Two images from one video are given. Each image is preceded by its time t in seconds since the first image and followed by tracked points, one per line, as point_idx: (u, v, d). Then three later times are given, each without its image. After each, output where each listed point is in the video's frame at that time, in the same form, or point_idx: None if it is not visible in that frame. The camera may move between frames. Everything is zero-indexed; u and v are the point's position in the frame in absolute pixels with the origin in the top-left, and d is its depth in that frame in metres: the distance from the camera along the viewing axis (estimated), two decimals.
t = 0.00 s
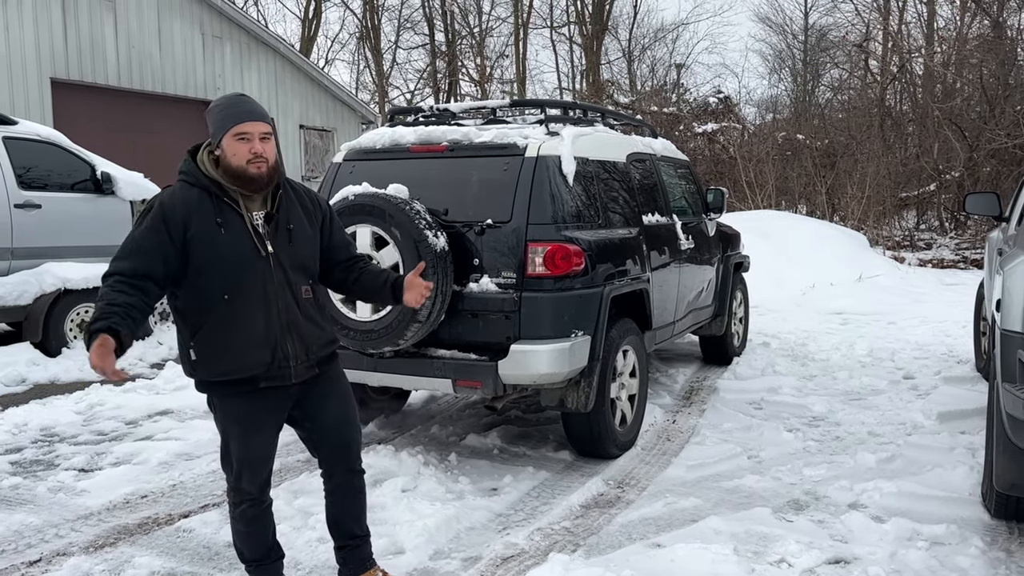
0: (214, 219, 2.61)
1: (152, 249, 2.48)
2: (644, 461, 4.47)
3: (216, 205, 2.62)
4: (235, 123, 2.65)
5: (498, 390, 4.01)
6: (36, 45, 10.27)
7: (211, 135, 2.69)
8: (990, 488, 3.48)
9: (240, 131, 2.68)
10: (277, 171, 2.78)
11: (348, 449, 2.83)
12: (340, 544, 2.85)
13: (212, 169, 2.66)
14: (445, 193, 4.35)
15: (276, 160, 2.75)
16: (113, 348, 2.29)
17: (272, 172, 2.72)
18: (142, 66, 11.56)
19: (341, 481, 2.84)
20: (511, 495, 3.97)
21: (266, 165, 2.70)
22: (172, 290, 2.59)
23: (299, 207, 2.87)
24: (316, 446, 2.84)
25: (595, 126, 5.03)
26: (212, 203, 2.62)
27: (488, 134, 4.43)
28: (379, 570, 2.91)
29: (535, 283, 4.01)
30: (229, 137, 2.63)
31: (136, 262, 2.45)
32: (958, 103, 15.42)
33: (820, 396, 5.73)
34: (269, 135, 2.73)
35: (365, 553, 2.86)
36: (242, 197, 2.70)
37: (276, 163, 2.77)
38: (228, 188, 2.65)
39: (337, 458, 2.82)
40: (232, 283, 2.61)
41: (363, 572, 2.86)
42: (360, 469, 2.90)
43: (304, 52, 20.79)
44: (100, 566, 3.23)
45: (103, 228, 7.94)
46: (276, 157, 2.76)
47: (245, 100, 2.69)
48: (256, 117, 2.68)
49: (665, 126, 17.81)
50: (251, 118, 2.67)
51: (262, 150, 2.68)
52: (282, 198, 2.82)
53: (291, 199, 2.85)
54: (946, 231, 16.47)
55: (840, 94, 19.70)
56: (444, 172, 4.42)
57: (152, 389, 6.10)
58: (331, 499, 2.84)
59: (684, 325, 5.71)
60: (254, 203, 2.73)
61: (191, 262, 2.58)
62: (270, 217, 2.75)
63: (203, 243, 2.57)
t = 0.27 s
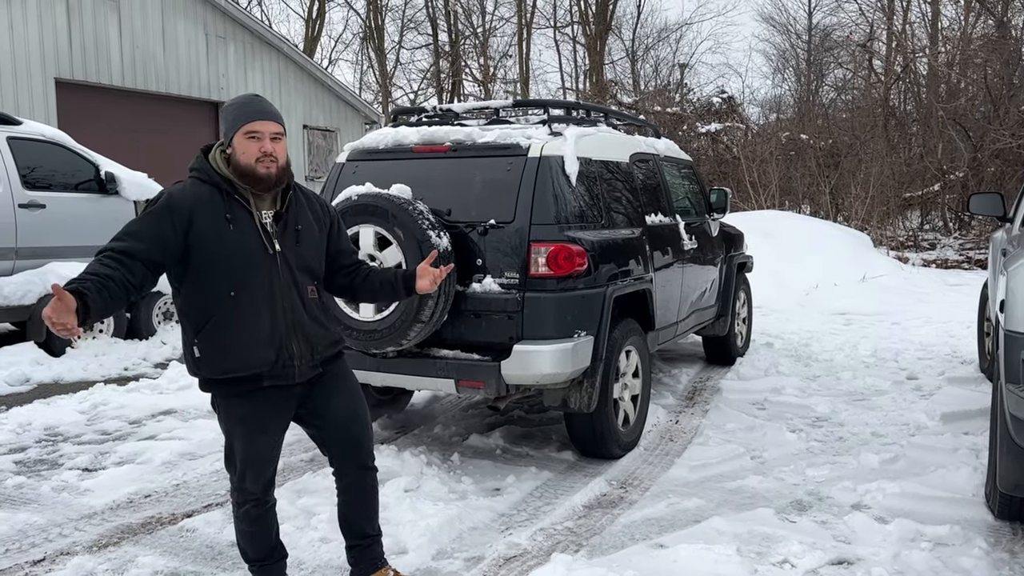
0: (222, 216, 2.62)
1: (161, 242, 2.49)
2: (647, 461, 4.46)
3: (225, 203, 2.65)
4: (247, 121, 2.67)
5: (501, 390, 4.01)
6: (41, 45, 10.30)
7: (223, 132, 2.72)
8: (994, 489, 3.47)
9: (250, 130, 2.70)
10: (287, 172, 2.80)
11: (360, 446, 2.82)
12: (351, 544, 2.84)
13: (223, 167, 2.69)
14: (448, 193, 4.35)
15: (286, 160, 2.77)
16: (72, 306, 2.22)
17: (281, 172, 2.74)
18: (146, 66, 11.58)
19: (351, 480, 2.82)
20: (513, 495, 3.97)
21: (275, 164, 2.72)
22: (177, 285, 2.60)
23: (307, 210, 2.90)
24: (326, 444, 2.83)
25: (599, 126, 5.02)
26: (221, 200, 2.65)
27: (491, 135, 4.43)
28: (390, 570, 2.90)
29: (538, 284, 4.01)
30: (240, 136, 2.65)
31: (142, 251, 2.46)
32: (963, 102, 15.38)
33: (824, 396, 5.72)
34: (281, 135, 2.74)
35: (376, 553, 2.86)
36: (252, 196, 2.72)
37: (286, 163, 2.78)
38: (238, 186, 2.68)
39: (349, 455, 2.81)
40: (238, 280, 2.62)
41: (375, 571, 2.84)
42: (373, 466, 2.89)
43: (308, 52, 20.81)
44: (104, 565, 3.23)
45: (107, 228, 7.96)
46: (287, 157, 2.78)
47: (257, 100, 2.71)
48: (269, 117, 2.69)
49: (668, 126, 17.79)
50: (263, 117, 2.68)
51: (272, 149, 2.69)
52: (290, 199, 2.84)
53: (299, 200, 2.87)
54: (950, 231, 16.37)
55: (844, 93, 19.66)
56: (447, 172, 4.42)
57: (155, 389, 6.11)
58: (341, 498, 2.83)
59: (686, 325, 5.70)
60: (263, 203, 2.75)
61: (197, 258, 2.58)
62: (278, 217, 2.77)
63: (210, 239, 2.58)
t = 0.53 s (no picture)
0: (233, 217, 2.59)
1: (171, 243, 2.47)
2: (648, 461, 4.46)
3: (236, 204, 2.61)
4: (263, 121, 2.63)
5: (502, 390, 4.00)
6: (43, 46, 10.31)
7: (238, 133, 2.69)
8: (997, 490, 3.46)
9: (266, 131, 2.67)
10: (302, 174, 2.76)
11: (360, 458, 2.76)
12: (351, 554, 2.81)
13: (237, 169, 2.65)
14: (449, 193, 4.34)
15: (301, 162, 2.73)
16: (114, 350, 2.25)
17: (295, 174, 2.70)
18: (148, 65, 11.58)
19: (353, 489, 2.79)
20: (514, 495, 3.97)
21: (289, 166, 2.68)
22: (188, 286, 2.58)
23: (321, 213, 2.84)
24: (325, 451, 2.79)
25: (600, 126, 5.02)
26: (232, 201, 2.61)
27: (492, 134, 4.42)
28: None
29: (540, 284, 4.01)
30: (254, 136, 2.62)
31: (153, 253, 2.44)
32: (965, 103, 15.35)
33: (826, 396, 5.71)
34: (296, 136, 2.71)
35: (377, 564, 2.82)
36: (264, 198, 2.68)
37: (301, 165, 2.75)
38: (251, 188, 2.65)
39: (349, 465, 2.77)
40: (245, 282, 2.58)
41: None
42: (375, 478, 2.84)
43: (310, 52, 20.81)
44: (104, 565, 3.23)
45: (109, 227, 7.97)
46: (301, 159, 2.74)
47: (272, 101, 2.68)
48: (284, 118, 2.66)
49: (671, 125, 17.77)
50: (279, 118, 2.65)
51: (287, 151, 2.66)
52: (305, 202, 2.78)
53: (315, 204, 2.81)
54: (951, 231, 16.30)
55: (846, 93, 19.64)
56: (449, 172, 4.41)
57: (157, 388, 6.11)
58: (343, 506, 2.81)
59: (688, 325, 5.70)
60: (276, 204, 2.70)
61: (207, 260, 2.55)
62: (290, 219, 2.71)
63: (219, 240, 2.55)
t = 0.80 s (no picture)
0: (261, 218, 2.53)
1: (202, 246, 2.43)
2: (650, 461, 4.45)
3: (265, 205, 2.55)
4: (293, 121, 2.58)
5: (503, 390, 4.00)
6: (44, 45, 10.31)
7: (269, 131, 2.62)
8: (999, 491, 3.45)
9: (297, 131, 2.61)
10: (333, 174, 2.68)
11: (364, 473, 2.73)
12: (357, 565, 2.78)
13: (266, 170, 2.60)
14: (450, 192, 4.34)
15: (331, 161, 2.65)
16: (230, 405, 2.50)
17: (326, 172, 2.62)
18: (149, 64, 11.58)
19: (358, 498, 2.76)
20: (515, 495, 3.96)
21: (321, 164, 2.60)
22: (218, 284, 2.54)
23: (353, 214, 2.74)
24: (334, 459, 2.74)
25: (602, 125, 5.01)
26: (261, 200, 2.56)
27: (493, 133, 4.41)
28: None
29: (541, 283, 4.00)
30: (284, 133, 2.56)
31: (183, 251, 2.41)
32: (966, 102, 15.32)
33: (827, 397, 5.70)
34: (326, 135, 2.64)
35: None
36: (291, 198, 2.61)
37: (332, 165, 2.67)
38: (279, 189, 2.58)
39: (351, 480, 2.73)
40: (270, 284, 2.52)
41: None
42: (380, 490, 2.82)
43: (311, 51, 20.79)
44: (105, 565, 3.22)
45: (110, 226, 7.96)
46: (333, 159, 2.67)
47: (303, 100, 2.63)
48: (315, 116, 2.61)
49: (672, 125, 17.75)
50: (310, 117, 2.60)
51: (317, 148, 2.59)
52: (335, 203, 2.69)
53: (346, 205, 2.73)
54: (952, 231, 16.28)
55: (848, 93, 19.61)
56: (450, 171, 4.41)
57: (157, 387, 6.11)
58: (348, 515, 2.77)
59: (690, 325, 5.69)
60: (303, 204, 2.63)
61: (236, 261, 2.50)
62: (318, 220, 2.63)
63: (247, 241, 2.50)
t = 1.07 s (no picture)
0: (292, 218, 2.55)
1: (232, 241, 2.48)
2: (650, 461, 4.44)
3: (299, 205, 2.57)
4: (326, 125, 2.59)
5: (503, 390, 3.99)
6: (44, 43, 10.29)
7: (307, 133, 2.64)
8: (1000, 491, 3.45)
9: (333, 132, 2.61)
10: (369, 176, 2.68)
11: (382, 475, 2.71)
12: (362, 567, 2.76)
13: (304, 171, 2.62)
14: (450, 191, 4.33)
15: (368, 162, 2.65)
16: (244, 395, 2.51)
17: (361, 175, 2.62)
18: (149, 63, 11.56)
19: (370, 503, 2.73)
20: (515, 494, 3.95)
21: (357, 167, 2.61)
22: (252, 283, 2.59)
23: (389, 217, 2.71)
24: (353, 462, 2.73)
25: (602, 124, 5.00)
26: (295, 200, 2.58)
27: (493, 132, 4.40)
28: None
29: (542, 283, 3.99)
30: (321, 136, 2.57)
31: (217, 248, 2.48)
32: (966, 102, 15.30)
33: (827, 396, 5.70)
34: (362, 136, 2.64)
35: None
36: (325, 198, 2.61)
37: (368, 166, 2.67)
38: (315, 189, 2.60)
39: (368, 482, 2.72)
40: (295, 284, 2.53)
41: None
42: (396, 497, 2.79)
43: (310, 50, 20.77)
44: (104, 564, 3.22)
45: (109, 225, 7.95)
46: (369, 160, 2.67)
47: (340, 101, 2.63)
48: (351, 118, 2.60)
49: (672, 124, 17.75)
50: (347, 119, 2.60)
51: (354, 152, 2.59)
52: (370, 204, 2.68)
53: (381, 207, 2.70)
54: (952, 231, 16.27)
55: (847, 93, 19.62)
56: (451, 170, 4.40)
57: (156, 386, 6.10)
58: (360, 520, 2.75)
59: (690, 324, 5.68)
60: (336, 205, 2.63)
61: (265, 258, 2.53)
62: (349, 222, 2.61)
63: (276, 239, 2.52)
